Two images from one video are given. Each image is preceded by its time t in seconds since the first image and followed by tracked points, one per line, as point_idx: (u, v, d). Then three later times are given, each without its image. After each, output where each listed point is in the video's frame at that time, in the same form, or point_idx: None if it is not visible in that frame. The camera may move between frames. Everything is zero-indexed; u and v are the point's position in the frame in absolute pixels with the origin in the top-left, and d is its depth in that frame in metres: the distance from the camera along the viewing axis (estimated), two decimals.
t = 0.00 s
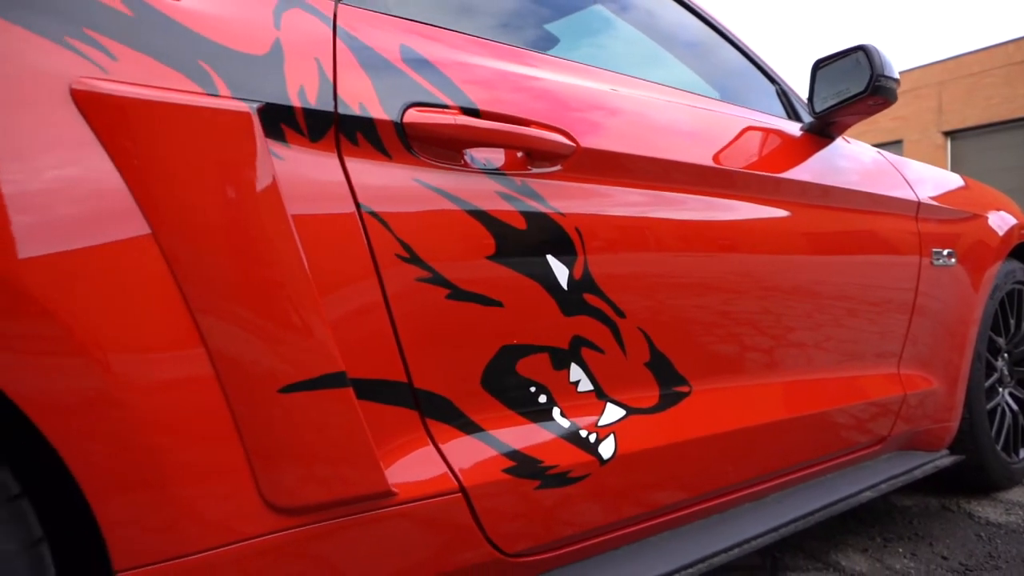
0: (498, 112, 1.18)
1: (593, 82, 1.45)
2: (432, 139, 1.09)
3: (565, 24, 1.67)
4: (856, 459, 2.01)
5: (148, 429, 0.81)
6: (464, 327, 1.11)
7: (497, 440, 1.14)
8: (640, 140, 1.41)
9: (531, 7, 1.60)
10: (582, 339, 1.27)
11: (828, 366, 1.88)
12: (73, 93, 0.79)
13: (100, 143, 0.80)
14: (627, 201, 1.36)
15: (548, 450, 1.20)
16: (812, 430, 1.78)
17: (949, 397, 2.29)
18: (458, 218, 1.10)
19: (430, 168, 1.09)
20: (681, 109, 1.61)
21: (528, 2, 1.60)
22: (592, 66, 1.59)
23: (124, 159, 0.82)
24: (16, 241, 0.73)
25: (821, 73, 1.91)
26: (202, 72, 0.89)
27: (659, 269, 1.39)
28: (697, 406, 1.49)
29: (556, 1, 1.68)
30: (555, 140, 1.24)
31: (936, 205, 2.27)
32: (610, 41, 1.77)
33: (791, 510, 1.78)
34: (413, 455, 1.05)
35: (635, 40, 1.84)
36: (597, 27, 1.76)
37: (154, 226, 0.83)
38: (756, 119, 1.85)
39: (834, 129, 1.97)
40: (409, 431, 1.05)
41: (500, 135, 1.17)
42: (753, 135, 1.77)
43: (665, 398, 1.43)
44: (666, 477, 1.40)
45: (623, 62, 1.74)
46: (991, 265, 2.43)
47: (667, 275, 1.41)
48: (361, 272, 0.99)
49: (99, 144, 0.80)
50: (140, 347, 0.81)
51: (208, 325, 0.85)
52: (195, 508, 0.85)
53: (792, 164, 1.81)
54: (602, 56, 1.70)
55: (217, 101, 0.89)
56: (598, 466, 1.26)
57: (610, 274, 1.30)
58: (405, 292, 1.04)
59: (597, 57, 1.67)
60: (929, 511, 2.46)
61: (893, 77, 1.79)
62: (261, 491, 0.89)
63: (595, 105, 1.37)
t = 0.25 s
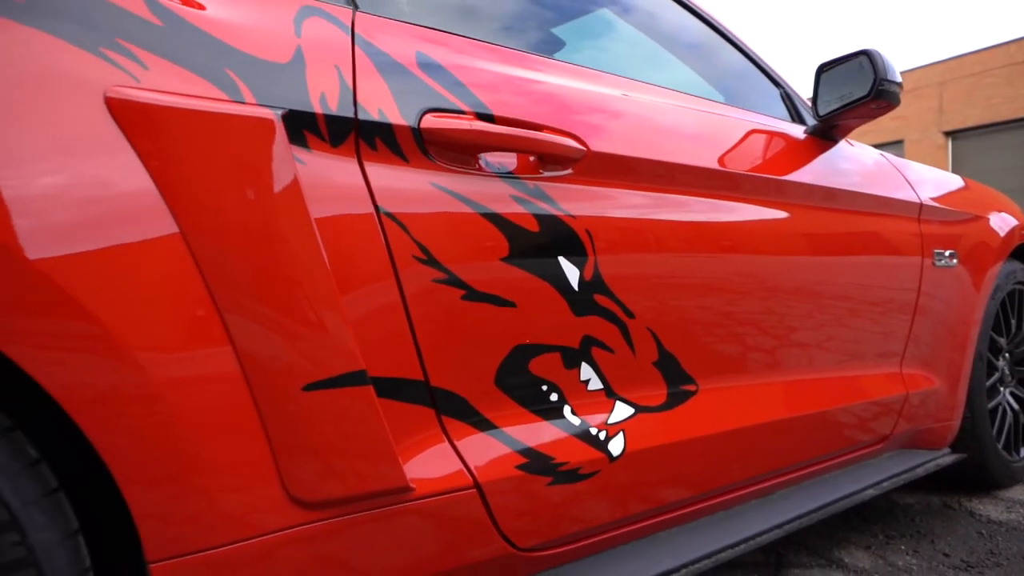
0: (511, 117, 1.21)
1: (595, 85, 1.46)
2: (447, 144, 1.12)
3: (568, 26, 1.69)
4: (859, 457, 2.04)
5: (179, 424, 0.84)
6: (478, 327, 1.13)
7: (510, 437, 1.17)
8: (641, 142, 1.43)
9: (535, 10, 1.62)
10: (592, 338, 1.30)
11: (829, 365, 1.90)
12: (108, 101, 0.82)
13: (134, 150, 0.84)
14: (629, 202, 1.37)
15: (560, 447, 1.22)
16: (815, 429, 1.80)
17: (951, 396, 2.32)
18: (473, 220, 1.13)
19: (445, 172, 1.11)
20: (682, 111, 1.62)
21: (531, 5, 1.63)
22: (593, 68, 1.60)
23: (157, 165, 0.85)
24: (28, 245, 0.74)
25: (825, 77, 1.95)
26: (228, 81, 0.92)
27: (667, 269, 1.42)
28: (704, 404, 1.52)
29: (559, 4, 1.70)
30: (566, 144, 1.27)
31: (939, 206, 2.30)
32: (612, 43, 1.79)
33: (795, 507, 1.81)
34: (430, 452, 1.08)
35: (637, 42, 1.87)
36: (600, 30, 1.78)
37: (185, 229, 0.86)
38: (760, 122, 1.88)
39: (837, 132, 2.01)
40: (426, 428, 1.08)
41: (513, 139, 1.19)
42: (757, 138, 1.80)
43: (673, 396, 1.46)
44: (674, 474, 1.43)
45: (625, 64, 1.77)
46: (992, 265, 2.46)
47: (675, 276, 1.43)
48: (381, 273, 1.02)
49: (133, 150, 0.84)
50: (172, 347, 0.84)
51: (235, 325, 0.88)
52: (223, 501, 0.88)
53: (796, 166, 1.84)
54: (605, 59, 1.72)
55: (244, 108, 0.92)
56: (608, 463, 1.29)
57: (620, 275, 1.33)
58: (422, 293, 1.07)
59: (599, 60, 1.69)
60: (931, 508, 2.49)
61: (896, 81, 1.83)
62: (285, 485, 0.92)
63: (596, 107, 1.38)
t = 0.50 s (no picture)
0: (523, 121, 1.23)
1: (594, 87, 1.47)
2: (461, 148, 1.14)
3: (571, 29, 1.71)
4: (861, 456, 2.06)
5: (203, 422, 0.87)
6: (491, 327, 1.16)
7: (521, 435, 1.20)
8: (640, 144, 1.43)
9: (540, 13, 1.64)
10: (601, 339, 1.32)
11: (830, 366, 1.92)
12: (136, 108, 0.85)
13: (160, 155, 0.86)
14: (630, 204, 1.39)
15: (569, 445, 1.25)
16: (818, 427, 1.83)
17: (952, 396, 2.34)
18: (486, 223, 1.15)
19: (458, 175, 1.14)
20: (680, 113, 1.63)
21: (532, 8, 1.64)
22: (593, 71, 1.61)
23: (182, 170, 0.87)
24: (54, 248, 0.77)
25: (829, 80, 1.99)
26: (250, 88, 0.94)
27: (674, 271, 1.44)
28: (710, 403, 1.54)
29: (561, 6, 1.72)
30: (575, 148, 1.29)
31: (941, 208, 2.32)
32: (613, 45, 1.81)
33: (798, 505, 1.83)
34: (443, 449, 1.10)
35: (637, 44, 1.88)
36: (601, 32, 1.80)
37: (209, 232, 0.88)
38: (764, 125, 1.90)
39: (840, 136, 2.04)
40: (439, 426, 1.10)
41: (524, 143, 1.22)
42: (761, 141, 1.82)
43: (679, 395, 1.48)
44: (680, 472, 1.46)
45: (626, 66, 1.78)
46: (994, 266, 2.48)
47: (681, 278, 1.46)
48: (396, 274, 1.04)
49: (159, 156, 0.86)
50: (197, 347, 0.86)
51: (257, 325, 0.91)
52: (246, 496, 0.91)
53: (800, 168, 1.87)
54: (606, 60, 1.74)
55: (265, 115, 0.94)
56: (617, 461, 1.32)
57: (628, 276, 1.35)
58: (436, 294, 1.09)
59: (599, 61, 1.71)
60: (933, 507, 2.51)
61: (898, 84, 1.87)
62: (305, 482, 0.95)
63: (594, 109, 1.39)
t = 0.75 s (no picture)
0: (535, 126, 1.26)
1: (595, 90, 1.48)
2: (475, 153, 1.17)
3: (574, 32, 1.74)
4: (863, 454, 2.09)
5: (230, 420, 0.90)
6: (504, 327, 1.19)
7: (533, 433, 1.23)
8: (639, 147, 1.44)
9: (547, 17, 1.68)
10: (610, 339, 1.35)
11: (832, 366, 1.95)
12: (167, 116, 0.88)
13: (189, 161, 0.89)
14: (633, 207, 1.41)
15: (580, 442, 1.28)
16: (821, 426, 1.86)
17: (954, 396, 2.37)
18: (500, 226, 1.18)
19: (473, 179, 1.17)
20: (680, 116, 1.64)
21: (532, 11, 1.66)
22: (595, 74, 1.63)
23: (210, 175, 0.90)
24: (92, 250, 0.80)
25: (832, 84, 2.03)
26: (274, 96, 0.97)
27: (681, 272, 1.47)
28: (716, 402, 1.57)
29: (562, 9, 1.74)
30: (586, 152, 1.32)
31: (942, 209, 2.35)
32: (615, 48, 1.84)
33: (802, 502, 1.86)
34: (458, 447, 1.13)
35: (638, 46, 1.91)
36: (602, 35, 1.82)
37: (236, 236, 0.91)
38: (768, 128, 1.94)
39: (843, 138, 2.07)
40: (454, 424, 1.13)
41: (536, 148, 1.25)
42: (765, 144, 1.85)
43: (686, 394, 1.51)
44: (686, 470, 1.49)
45: (626, 68, 1.81)
46: (995, 267, 2.51)
47: (688, 279, 1.49)
48: (414, 276, 1.07)
49: (188, 162, 0.89)
50: (225, 347, 0.89)
51: (282, 325, 0.94)
52: (270, 492, 0.94)
53: (803, 170, 1.90)
54: (605, 62, 1.76)
55: (290, 121, 0.97)
56: (626, 458, 1.35)
57: (636, 277, 1.38)
58: (452, 295, 1.12)
59: (599, 63, 1.73)
60: (934, 505, 2.54)
61: (901, 89, 1.92)
62: (326, 477, 0.98)
63: (594, 112, 1.40)
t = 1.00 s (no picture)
0: (545, 131, 1.29)
1: (596, 93, 1.49)
2: (488, 157, 1.20)
3: (576, 34, 1.75)
4: (865, 453, 2.12)
5: (253, 418, 0.92)
6: (516, 327, 1.21)
7: (543, 431, 1.25)
8: (638, 149, 1.45)
9: (553, 22, 1.70)
10: (619, 339, 1.38)
11: (834, 365, 1.97)
12: (191, 122, 0.91)
13: (214, 166, 0.92)
14: (634, 208, 1.42)
15: (589, 440, 1.30)
16: (824, 425, 1.88)
17: (954, 395, 2.39)
18: (511, 228, 1.21)
19: (485, 183, 1.19)
20: (679, 118, 1.65)
21: (533, 13, 1.67)
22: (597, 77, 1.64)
23: (234, 180, 0.93)
24: (124, 253, 0.83)
25: (835, 87, 2.06)
26: (294, 102, 1.00)
27: (686, 273, 1.50)
28: (721, 401, 1.60)
29: (564, 11, 1.76)
30: (595, 156, 1.35)
31: (943, 211, 2.38)
32: (615, 49, 1.85)
33: (805, 500, 1.89)
34: (471, 444, 1.16)
35: (637, 48, 1.92)
36: (603, 36, 1.84)
37: (259, 239, 0.94)
38: (772, 131, 1.96)
39: (846, 141, 2.10)
40: (468, 422, 1.16)
41: (547, 152, 1.28)
42: (768, 146, 1.88)
43: (692, 393, 1.54)
44: (693, 467, 1.51)
45: (625, 69, 1.82)
46: (995, 267, 2.53)
47: (693, 280, 1.52)
48: (429, 277, 1.10)
49: (212, 166, 0.92)
50: (247, 346, 0.92)
51: (303, 326, 0.96)
52: (291, 487, 0.96)
53: (806, 173, 1.92)
54: (604, 62, 1.78)
55: (310, 127, 1.00)
56: (634, 456, 1.37)
57: (644, 278, 1.41)
58: (466, 296, 1.15)
59: (598, 64, 1.75)
60: (935, 503, 2.57)
61: (903, 92, 1.95)
62: (345, 473, 1.01)
63: (593, 114, 1.40)
